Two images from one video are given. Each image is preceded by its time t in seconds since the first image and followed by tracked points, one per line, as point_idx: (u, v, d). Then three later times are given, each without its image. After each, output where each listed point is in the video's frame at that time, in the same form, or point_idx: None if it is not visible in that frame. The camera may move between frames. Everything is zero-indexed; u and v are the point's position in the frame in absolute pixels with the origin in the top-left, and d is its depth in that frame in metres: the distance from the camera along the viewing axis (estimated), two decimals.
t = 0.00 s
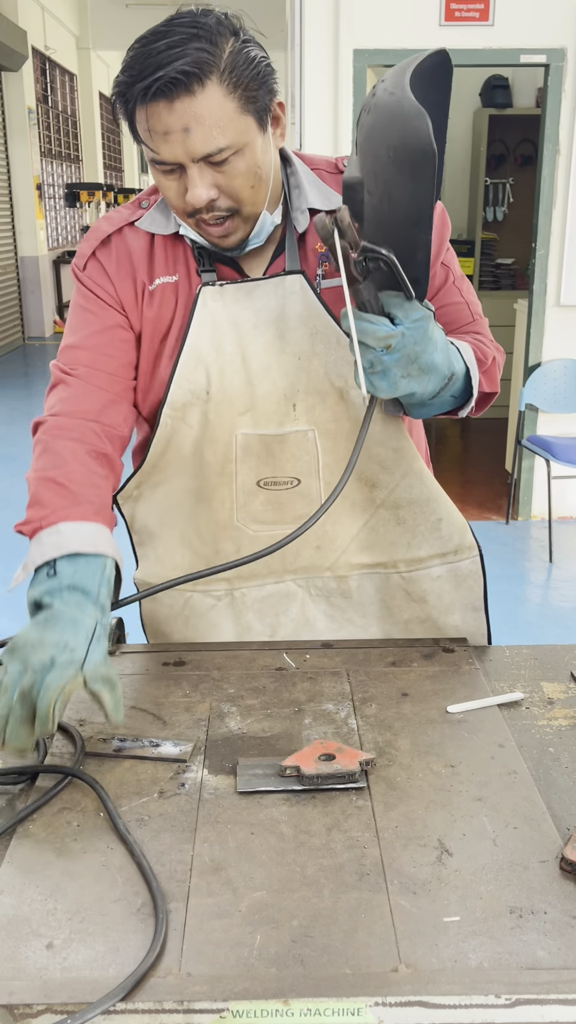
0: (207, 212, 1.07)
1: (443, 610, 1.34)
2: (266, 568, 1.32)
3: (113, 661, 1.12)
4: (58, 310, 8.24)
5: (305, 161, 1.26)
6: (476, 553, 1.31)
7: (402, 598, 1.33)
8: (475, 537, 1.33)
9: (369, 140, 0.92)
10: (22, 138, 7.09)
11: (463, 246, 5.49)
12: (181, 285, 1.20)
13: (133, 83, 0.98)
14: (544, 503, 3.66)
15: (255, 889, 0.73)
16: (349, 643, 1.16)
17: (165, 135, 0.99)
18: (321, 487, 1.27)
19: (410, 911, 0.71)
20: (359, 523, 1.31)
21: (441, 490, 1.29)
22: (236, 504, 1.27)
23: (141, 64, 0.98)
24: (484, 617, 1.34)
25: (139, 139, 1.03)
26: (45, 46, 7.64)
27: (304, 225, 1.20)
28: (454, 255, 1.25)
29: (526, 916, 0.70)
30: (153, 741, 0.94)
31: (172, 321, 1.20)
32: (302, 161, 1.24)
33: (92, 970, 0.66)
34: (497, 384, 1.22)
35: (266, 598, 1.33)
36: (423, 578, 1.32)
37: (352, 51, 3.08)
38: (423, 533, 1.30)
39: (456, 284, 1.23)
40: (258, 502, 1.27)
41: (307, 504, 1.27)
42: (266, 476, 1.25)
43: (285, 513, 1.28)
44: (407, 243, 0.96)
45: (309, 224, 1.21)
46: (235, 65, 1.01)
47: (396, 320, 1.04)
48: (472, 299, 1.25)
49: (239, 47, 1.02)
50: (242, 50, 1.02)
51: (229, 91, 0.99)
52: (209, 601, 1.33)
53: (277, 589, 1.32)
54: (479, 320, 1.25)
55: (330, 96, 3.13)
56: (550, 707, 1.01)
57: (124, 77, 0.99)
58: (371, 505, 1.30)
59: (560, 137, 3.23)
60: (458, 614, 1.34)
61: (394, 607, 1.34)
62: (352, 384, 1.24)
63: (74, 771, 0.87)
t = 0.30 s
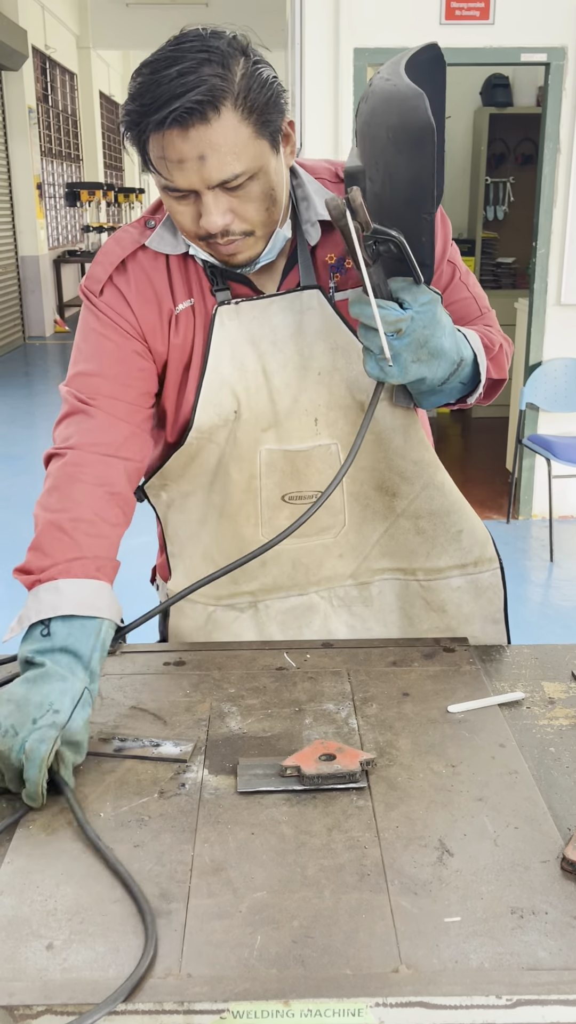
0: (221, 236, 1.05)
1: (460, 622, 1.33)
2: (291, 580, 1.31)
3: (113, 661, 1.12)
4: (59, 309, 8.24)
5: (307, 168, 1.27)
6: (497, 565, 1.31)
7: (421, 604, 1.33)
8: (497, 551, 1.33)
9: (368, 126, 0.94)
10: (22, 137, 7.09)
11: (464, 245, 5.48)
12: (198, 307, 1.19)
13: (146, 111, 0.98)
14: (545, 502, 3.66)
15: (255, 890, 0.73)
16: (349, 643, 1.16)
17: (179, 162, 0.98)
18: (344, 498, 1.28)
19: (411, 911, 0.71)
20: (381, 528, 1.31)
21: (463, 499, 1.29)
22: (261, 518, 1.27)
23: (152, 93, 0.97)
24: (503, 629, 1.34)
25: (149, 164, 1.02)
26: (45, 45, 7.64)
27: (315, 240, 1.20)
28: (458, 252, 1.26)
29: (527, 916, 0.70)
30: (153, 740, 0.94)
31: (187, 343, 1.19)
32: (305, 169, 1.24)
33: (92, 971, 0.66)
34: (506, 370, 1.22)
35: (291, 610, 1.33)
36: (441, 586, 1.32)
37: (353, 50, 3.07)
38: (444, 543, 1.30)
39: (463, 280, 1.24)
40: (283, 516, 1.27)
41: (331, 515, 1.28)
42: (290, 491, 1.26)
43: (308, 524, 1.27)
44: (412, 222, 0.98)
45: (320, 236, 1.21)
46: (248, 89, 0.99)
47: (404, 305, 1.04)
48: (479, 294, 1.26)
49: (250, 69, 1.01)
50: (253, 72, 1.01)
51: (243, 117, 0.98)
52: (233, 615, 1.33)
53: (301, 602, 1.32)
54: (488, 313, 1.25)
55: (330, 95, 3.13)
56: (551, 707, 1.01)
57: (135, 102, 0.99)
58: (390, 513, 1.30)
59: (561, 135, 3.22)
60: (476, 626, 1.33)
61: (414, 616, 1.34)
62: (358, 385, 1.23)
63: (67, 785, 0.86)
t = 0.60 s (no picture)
0: (250, 222, 1.06)
1: (470, 620, 1.32)
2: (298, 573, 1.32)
3: (113, 660, 1.12)
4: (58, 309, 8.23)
5: (339, 162, 1.27)
6: (508, 563, 1.30)
7: (431, 603, 1.32)
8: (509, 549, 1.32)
9: (398, 131, 0.92)
10: (22, 136, 7.08)
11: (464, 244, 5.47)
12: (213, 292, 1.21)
13: (187, 89, 0.99)
14: (545, 500, 3.65)
15: (255, 889, 0.73)
16: (349, 642, 1.15)
17: (216, 144, 0.99)
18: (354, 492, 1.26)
19: (410, 909, 0.70)
20: (394, 528, 1.29)
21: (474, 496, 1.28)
22: (269, 509, 1.27)
23: (196, 72, 0.98)
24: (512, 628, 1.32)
25: (185, 143, 1.03)
26: (45, 44, 7.64)
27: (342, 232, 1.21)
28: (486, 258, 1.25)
29: (527, 915, 0.70)
30: (152, 740, 0.94)
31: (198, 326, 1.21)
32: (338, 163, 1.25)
33: (91, 970, 0.65)
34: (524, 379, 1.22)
35: (298, 603, 1.33)
36: (453, 586, 1.30)
37: (353, 48, 3.07)
38: (457, 541, 1.29)
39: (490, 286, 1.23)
40: (291, 508, 1.27)
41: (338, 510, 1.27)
42: (299, 483, 1.25)
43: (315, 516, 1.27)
44: (434, 232, 0.96)
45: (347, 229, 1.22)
46: (291, 79, 1.00)
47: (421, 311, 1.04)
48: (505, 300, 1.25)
49: (296, 60, 1.02)
50: (299, 63, 1.02)
51: (284, 106, 1.00)
52: (239, 606, 1.33)
53: (308, 594, 1.32)
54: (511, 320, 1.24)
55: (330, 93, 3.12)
56: (551, 706, 1.00)
57: (177, 81, 0.99)
58: (403, 512, 1.29)
59: (561, 134, 3.22)
60: (486, 623, 1.32)
61: (423, 614, 1.33)
62: (364, 384, 1.23)
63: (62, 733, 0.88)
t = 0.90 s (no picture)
0: (288, 184, 1.12)
1: (442, 609, 1.30)
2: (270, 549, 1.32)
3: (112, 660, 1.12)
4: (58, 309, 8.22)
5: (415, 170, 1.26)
6: (484, 574, 1.28)
7: (400, 594, 1.31)
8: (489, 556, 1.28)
9: (425, 115, 0.91)
10: (22, 135, 7.07)
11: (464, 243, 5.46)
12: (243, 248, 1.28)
13: (246, 43, 1.03)
14: (545, 498, 3.65)
15: (254, 888, 0.73)
16: (349, 641, 1.15)
17: (265, 101, 1.05)
18: (332, 476, 1.25)
19: (409, 909, 0.70)
20: (370, 520, 1.28)
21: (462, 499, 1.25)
22: (248, 475, 1.29)
23: (258, 27, 1.03)
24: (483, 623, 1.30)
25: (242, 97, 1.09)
26: (44, 43, 7.62)
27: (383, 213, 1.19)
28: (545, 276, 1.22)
29: (527, 914, 0.70)
30: (153, 740, 0.93)
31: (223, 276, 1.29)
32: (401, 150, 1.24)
33: (90, 970, 0.65)
34: (561, 397, 1.15)
35: (267, 577, 1.33)
36: (424, 581, 1.29)
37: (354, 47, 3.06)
38: (432, 546, 1.27)
39: (542, 302, 1.19)
40: (268, 478, 1.27)
41: (314, 488, 1.26)
42: (279, 455, 1.26)
43: (291, 495, 1.27)
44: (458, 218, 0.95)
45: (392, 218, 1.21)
46: (349, 52, 1.04)
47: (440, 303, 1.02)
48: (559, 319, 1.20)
49: (360, 35, 1.05)
50: (362, 39, 1.05)
51: (334, 74, 1.04)
52: (209, 572, 1.34)
53: (279, 567, 1.32)
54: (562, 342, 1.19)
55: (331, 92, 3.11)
56: (551, 706, 1.00)
57: (241, 35, 1.04)
58: (381, 507, 1.27)
59: (561, 132, 3.22)
60: (457, 616, 1.30)
61: (392, 599, 1.31)
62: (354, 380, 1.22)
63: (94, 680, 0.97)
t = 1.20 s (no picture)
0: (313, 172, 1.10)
1: (405, 605, 1.28)
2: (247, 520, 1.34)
3: (113, 660, 1.11)
4: (59, 308, 8.21)
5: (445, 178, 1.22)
6: (448, 568, 1.25)
7: (365, 589, 1.28)
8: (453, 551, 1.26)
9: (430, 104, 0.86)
10: (23, 135, 7.07)
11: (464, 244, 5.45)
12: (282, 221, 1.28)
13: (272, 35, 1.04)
14: (546, 498, 3.65)
15: (255, 888, 0.73)
16: (351, 641, 1.15)
17: (288, 88, 1.05)
18: (305, 455, 1.27)
19: (411, 909, 0.70)
20: (334, 507, 1.26)
21: (430, 491, 1.21)
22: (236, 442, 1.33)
23: (285, 19, 1.03)
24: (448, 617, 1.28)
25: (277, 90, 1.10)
26: (45, 43, 7.62)
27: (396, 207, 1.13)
28: (569, 293, 1.14)
29: (528, 914, 0.70)
30: (154, 740, 0.93)
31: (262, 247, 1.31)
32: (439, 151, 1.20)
33: (90, 969, 0.65)
34: (543, 418, 1.06)
35: (240, 545, 1.35)
36: (387, 573, 1.27)
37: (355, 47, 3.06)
38: (396, 537, 1.24)
39: (555, 317, 1.12)
40: (252, 449, 1.31)
41: (288, 468, 1.29)
42: (265, 429, 1.29)
43: (269, 469, 1.31)
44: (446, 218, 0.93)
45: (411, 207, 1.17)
46: (372, 38, 1.02)
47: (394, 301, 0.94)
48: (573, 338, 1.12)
49: (386, 26, 1.04)
50: (388, 30, 1.03)
51: (358, 61, 1.02)
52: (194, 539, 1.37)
53: (258, 539, 1.34)
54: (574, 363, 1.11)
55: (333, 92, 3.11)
56: (553, 706, 1.00)
57: (269, 28, 1.05)
58: (345, 494, 1.25)
59: (562, 130, 3.22)
60: (421, 613, 1.28)
61: (357, 595, 1.29)
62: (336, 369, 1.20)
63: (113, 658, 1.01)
